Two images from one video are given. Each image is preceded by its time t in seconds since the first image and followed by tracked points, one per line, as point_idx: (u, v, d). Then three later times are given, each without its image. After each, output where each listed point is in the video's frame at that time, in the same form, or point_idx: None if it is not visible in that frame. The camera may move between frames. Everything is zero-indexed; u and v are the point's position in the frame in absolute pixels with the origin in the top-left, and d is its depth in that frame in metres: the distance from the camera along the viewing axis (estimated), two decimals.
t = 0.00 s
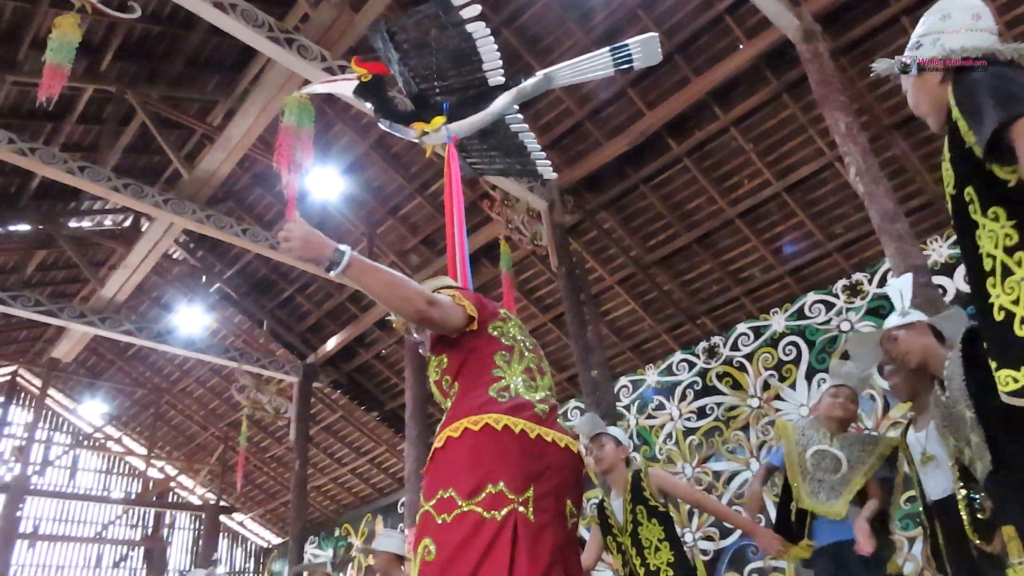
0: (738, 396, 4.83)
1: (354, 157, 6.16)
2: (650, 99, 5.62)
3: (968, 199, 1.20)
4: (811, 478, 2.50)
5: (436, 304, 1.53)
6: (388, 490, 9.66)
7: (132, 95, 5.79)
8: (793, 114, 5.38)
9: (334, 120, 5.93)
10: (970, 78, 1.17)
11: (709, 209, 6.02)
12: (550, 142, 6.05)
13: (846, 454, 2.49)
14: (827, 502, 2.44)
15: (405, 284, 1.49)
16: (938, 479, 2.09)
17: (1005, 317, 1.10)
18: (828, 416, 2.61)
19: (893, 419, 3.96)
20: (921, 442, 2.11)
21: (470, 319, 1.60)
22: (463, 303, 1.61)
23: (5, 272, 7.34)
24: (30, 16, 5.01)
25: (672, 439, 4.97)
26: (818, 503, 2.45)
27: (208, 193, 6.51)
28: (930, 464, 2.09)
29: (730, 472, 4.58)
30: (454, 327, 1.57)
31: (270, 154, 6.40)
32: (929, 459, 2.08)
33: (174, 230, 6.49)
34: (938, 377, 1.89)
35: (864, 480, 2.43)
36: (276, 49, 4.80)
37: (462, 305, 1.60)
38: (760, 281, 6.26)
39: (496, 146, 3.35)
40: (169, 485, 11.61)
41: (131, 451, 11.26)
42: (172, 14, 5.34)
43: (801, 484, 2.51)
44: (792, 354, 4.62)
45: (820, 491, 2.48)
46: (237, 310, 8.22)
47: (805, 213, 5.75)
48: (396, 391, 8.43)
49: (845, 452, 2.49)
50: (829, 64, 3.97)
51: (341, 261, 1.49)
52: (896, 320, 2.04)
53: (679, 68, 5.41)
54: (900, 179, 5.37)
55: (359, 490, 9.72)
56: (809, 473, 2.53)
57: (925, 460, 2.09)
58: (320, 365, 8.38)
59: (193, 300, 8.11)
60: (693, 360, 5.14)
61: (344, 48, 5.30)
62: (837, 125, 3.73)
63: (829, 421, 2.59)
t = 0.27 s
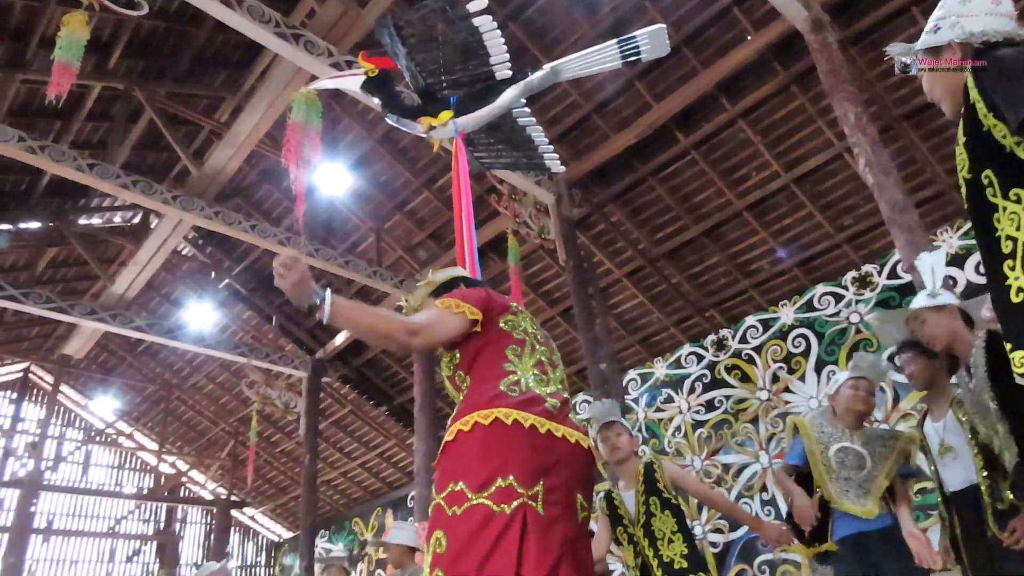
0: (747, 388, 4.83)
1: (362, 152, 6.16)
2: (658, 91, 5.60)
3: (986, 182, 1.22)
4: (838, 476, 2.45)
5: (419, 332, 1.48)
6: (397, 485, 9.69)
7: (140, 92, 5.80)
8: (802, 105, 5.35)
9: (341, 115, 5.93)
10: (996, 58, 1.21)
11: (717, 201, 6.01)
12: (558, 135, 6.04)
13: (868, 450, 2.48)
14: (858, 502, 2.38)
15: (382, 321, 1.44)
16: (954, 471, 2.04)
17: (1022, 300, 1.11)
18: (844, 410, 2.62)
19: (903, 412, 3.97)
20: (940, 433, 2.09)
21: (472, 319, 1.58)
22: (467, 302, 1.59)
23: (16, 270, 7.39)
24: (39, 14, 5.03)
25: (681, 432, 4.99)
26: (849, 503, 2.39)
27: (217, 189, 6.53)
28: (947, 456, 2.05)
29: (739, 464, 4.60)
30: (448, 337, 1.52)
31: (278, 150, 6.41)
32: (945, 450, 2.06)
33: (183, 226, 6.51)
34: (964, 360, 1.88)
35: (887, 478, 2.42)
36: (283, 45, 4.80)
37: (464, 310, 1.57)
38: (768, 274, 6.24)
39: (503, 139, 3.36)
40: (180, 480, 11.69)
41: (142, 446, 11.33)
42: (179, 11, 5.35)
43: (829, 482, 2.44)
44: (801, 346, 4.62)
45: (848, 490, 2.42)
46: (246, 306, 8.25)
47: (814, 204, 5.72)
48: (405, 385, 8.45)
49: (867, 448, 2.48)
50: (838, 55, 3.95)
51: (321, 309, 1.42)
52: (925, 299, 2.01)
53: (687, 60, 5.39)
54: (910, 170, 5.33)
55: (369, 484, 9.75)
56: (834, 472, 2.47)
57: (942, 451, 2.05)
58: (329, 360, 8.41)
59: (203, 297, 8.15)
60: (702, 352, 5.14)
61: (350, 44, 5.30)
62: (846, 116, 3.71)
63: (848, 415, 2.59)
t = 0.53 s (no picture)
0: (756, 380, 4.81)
1: (370, 145, 6.16)
2: (666, 83, 5.58)
3: (989, 182, 1.22)
4: (859, 475, 2.40)
5: (434, 383, 1.51)
6: (408, 476, 9.73)
7: (149, 87, 5.83)
8: (812, 96, 5.31)
9: (349, 108, 5.93)
10: (995, 56, 1.18)
11: (726, 193, 5.98)
12: (566, 127, 6.03)
13: (884, 445, 2.43)
14: (884, 500, 2.34)
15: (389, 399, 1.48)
16: (968, 462, 2.03)
17: None
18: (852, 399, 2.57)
19: (913, 404, 3.93)
20: (954, 422, 2.09)
21: (482, 335, 1.59)
22: (479, 319, 1.61)
23: (28, 264, 7.45)
24: (48, 9, 5.05)
25: (689, 424, 4.99)
26: (874, 502, 2.34)
27: (226, 182, 6.54)
28: (960, 446, 2.05)
29: (748, 457, 4.60)
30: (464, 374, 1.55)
31: (286, 144, 6.42)
32: (959, 441, 2.05)
33: (193, 220, 6.54)
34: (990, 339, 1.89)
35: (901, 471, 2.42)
36: (290, 39, 4.81)
37: (475, 329, 1.58)
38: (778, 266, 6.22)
39: (511, 131, 3.37)
40: (192, 471, 11.80)
41: (155, 438, 11.43)
42: (187, 6, 5.36)
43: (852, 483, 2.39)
44: (812, 338, 4.59)
45: (869, 488, 2.38)
46: (256, 299, 8.29)
47: (824, 196, 5.69)
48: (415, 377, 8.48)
49: (881, 442, 2.44)
50: (848, 45, 3.91)
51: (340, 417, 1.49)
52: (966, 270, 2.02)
53: (695, 51, 5.36)
54: (922, 160, 5.29)
55: (379, 475, 9.81)
56: (853, 471, 2.43)
57: (956, 441, 2.05)
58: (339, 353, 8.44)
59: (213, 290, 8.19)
60: (711, 345, 5.13)
61: (358, 37, 5.30)
62: (856, 106, 3.68)
63: (856, 409, 2.54)
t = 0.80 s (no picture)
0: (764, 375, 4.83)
1: (381, 135, 6.16)
2: (678, 75, 5.54)
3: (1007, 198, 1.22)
4: (866, 476, 2.22)
5: (429, 378, 1.53)
6: (414, 465, 9.77)
7: (161, 74, 5.84)
8: (826, 89, 5.26)
9: (360, 97, 5.93)
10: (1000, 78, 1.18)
11: (737, 186, 5.96)
12: (577, 119, 6.01)
13: (891, 444, 2.27)
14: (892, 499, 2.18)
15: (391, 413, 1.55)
16: (983, 471, 1.98)
17: None
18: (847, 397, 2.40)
19: (923, 401, 3.95)
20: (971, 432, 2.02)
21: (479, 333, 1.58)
22: (478, 318, 1.60)
23: (41, 250, 7.50)
24: None
25: (696, 418, 4.99)
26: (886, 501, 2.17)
27: (237, 170, 6.55)
28: (978, 456, 1.99)
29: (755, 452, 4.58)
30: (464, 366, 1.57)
31: (297, 133, 6.42)
32: (978, 450, 1.99)
33: (204, 208, 6.55)
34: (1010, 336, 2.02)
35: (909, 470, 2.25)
36: (302, 27, 4.80)
37: (469, 326, 1.58)
38: (789, 261, 6.18)
39: (522, 123, 3.37)
40: (201, 456, 11.90)
41: (164, 423, 11.53)
42: None
43: (859, 484, 2.21)
44: (821, 334, 4.63)
45: (878, 488, 2.21)
46: (266, 287, 8.32)
47: (837, 190, 5.65)
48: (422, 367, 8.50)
49: (887, 441, 2.27)
50: (863, 38, 3.87)
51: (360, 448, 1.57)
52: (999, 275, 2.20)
53: (708, 43, 5.32)
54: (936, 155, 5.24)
55: (385, 464, 9.85)
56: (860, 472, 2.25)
57: (973, 451, 1.99)
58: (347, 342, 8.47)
59: (223, 278, 8.23)
60: (720, 339, 5.15)
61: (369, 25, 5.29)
62: (870, 100, 3.64)
63: (856, 410, 2.38)
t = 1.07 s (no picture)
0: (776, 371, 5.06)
1: (393, 130, 6.17)
2: (691, 70, 5.52)
3: None
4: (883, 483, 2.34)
5: (418, 372, 1.54)
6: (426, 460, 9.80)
7: (175, 70, 5.88)
8: (840, 84, 5.22)
9: (372, 93, 5.94)
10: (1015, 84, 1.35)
11: (750, 182, 5.93)
12: (589, 114, 6.00)
13: (900, 447, 2.38)
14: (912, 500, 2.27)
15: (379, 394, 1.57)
16: (991, 465, 2.00)
17: None
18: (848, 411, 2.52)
19: (937, 398, 4.12)
20: (980, 427, 2.05)
21: (476, 336, 1.60)
22: (477, 320, 1.62)
23: (57, 244, 7.57)
24: None
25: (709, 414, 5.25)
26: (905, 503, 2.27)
27: (250, 166, 6.58)
28: (986, 451, 2.02)
29: (767, 448, 4.86)
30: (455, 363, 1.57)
31: (310, 128, 6.44)
32: (986, 444, 2.02)
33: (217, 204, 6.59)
34: None
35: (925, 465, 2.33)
36: (314, 22, 4.81)
37: (466, 329, 1.60)
38: (802, 257, 6.14)
39: (533, 118, 3.37)
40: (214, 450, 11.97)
41: (178, 417, 11.60)
42: None
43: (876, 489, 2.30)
44: (834, 329, 4.82)
45: (898, 492, 2.31)
46: (278, 282, 8.36)
47: (850, 186, 5.61)
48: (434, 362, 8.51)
49: (894, 445, 2.39)
50: (878, 32, 3.83)
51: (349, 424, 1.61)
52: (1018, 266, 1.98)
53: (722, 37, 5.29)
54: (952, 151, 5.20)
55: (397, 458, 9.89)
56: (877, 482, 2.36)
57: (982, 446, 2.03)
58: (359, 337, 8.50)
59: (236, 272, 8.28)
60: (733, 335, 5.38)
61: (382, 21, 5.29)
62: (886, 95, 3.61)
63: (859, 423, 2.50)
